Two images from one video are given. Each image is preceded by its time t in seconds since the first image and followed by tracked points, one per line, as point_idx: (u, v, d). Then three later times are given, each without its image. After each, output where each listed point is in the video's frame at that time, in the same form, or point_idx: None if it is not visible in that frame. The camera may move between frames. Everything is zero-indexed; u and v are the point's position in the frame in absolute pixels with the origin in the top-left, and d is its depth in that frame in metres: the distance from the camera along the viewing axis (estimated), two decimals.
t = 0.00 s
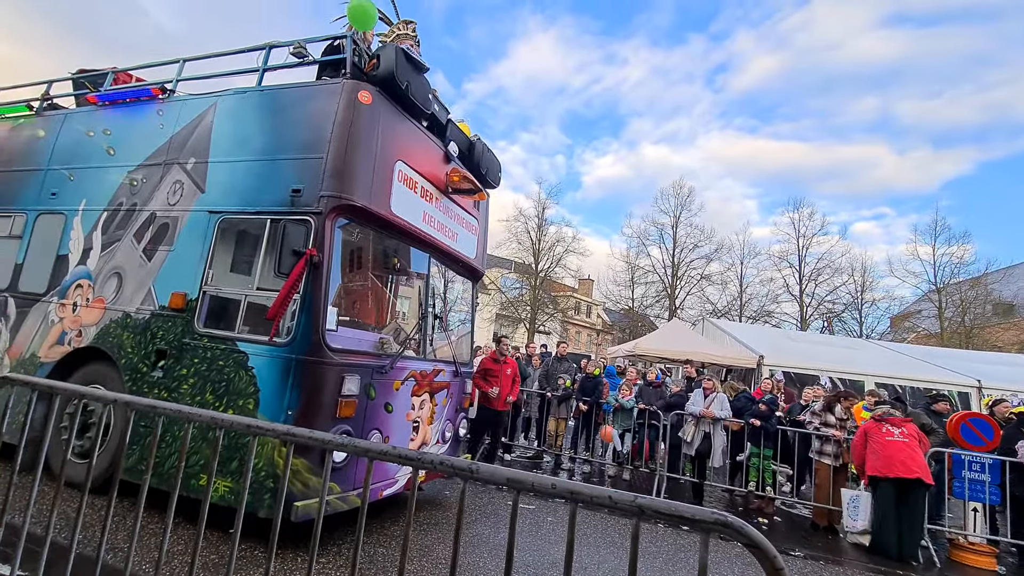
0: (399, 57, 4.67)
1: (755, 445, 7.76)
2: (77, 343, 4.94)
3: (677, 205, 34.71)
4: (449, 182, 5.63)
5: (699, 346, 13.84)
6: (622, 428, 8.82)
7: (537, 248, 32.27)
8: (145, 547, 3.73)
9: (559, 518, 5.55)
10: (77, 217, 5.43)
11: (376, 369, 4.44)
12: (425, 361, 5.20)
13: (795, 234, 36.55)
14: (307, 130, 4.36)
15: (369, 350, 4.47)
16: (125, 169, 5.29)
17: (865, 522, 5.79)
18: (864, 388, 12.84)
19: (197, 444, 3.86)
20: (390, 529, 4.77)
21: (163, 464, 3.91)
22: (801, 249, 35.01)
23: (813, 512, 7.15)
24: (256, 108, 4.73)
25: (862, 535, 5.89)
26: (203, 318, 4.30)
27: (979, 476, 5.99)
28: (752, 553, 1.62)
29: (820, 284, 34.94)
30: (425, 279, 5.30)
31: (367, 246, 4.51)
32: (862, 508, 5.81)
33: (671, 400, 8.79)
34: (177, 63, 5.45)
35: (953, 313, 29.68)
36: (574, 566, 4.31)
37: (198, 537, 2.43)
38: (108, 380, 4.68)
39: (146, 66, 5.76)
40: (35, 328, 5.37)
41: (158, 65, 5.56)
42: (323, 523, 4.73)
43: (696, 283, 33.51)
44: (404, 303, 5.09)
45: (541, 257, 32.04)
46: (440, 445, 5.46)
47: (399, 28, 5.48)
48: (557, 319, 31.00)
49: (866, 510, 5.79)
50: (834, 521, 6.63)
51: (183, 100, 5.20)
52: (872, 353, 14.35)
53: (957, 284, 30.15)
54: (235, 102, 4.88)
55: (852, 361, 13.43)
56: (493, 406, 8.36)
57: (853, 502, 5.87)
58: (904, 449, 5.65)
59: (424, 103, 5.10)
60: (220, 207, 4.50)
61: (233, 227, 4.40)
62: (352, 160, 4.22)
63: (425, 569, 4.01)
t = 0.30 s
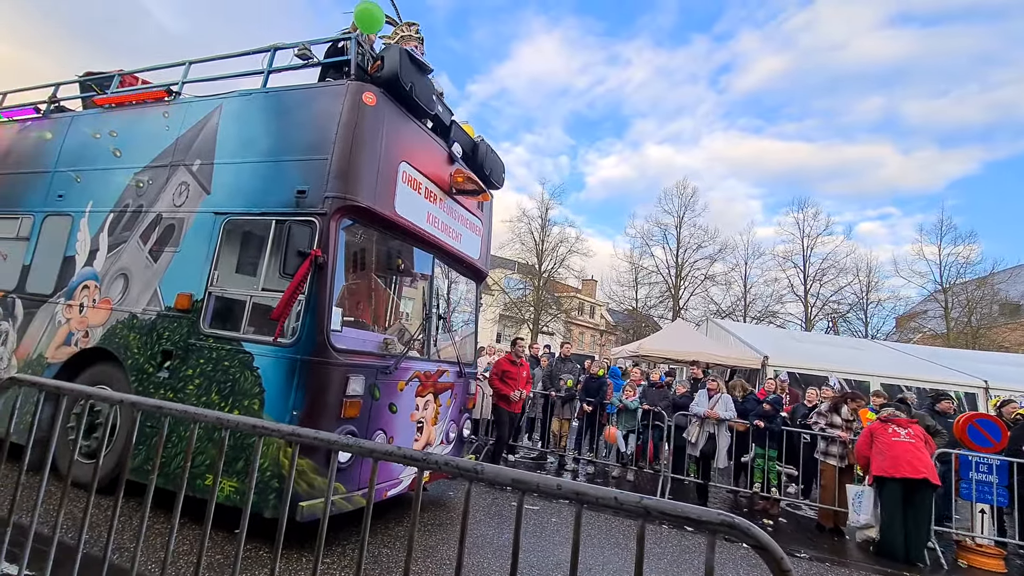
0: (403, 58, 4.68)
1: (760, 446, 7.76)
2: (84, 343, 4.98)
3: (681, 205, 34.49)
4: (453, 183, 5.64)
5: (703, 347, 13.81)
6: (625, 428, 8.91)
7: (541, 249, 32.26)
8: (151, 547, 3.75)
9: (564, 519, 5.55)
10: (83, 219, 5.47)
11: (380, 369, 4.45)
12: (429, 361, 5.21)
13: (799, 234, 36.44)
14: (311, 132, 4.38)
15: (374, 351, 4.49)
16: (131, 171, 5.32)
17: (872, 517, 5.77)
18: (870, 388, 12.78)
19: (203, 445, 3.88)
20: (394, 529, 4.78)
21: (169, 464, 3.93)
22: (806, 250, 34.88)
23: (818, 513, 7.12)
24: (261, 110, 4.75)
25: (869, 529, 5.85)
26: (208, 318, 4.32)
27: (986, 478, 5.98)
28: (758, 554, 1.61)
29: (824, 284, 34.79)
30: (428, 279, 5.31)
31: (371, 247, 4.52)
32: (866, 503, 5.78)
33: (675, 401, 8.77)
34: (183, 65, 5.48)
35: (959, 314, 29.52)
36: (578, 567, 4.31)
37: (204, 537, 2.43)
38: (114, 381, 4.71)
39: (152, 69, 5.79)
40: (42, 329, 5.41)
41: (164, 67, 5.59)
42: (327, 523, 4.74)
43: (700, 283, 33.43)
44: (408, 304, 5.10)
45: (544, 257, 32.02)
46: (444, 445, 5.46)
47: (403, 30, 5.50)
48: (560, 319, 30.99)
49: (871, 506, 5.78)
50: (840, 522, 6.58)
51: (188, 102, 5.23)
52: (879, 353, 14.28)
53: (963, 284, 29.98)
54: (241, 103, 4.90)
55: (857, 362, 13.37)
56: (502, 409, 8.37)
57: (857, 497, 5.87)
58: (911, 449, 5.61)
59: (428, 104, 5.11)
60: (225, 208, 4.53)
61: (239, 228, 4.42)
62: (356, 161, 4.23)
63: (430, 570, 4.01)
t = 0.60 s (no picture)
0: (407, 58, 4.68)
1: (761, 449, 7.72)
2: (89, 342, 4.99)
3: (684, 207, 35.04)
4: (457, 183, 5.64)
5: (707, 348, 13.78)
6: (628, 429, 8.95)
7: (544, 249, 32.24)
8: (156, 544, 3.77)
9: (567, 520, 5.54)
10: (89, 218, 5.49)
11: (384, 369, 4.45)
12: (432, 361, 5.21)
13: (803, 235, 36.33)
14: (316, 131, 4.39)
15: (377, 350, 4.49)
16: (136, 170, 5.34)
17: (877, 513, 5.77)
18: (874, 391, 12.72)
19: (207, 443, 3.89)
20: (398, 529, 4.78)
21: (174, 462, 3.94)
22: (810, 251, 34.77)
23: (822, 515, 7.09)
24: (265, 109, 4.76)
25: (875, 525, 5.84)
26: (212, 317, 4.32)
27: (991, 481, 5.92)
28: (767, 556, 1.61)
29: (829, 285, 34.66)
30: (431, 279, 5.31)
31: (374, 247, 4.52)
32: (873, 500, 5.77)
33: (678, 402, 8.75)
34: (188, 64, 5.49)
35: (965, 316, 29.38)
36: (582, 568, 4.30)
37: (210, 535, 2.41)
38: (120, 379, 4.73)
39: (157, 68, 5.81)
40: (48, 327, 5.43)
41: (169, 66, 5.60)
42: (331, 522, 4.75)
43: (703, 284, 33.34)
44: (411, 303, 5.10)
45: (548, 257, 32.00)
46: (447, 445, 5.46)
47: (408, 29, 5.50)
48: (563, 319, 30.95)
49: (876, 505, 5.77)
50: (844, 524, 6.52)
51: (193, 101, 5.24)
52: (883, 355, 14.22)
53: (969, 286, 29.83)
54: (245, 103, 4.91)
55: (862, 364, 13.30)
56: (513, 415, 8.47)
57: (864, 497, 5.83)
58: (917, 451, 5.59)
59: (432, 104, 5.11)
60: (230, 208, 4.54)
61: (243, 227, 4.43)
62: (361, 161, 4.23)
63: (434, 569, 4.01)
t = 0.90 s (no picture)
0: (411, 57, 4.69)
1: (765, 449, 7.76)
2: (94, 339, 5.01)
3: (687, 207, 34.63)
4: (460, 182, 5.65)
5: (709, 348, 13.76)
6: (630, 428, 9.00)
7: (546, 248, 32.23)
8: (160, 541, 3.79)
9: (569, 518, 5.56)
10: (94, 216, 5.51)
11: (386, 367, 4.46)
12: (434, 360, 5.22)
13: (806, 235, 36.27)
14: (320, 130, 4.40)
15: (379, 349, 4.50)
16: (141, 168, 5.36)
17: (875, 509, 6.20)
18: (876, 391, 12.70)
19: (212, 441, 3.91)
20: (400, 527, 4.80)
21: (178, 459, 3.96)
22: (813, 251, 34.70)
23: (824, 515, 7.08)
24: (270, 108, 4.77)
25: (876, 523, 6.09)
26: (216, 315, 4.34)
27: (995, 482, 5.92)
28: (771, 555, 1.61)
29: (831, 286, 34.58)
30: (434, 278, 5.32)
31: (377, 246, 4.52)
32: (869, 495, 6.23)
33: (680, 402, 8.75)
34: (192, 63, 5.51)
35: (968, 317, 29.31)
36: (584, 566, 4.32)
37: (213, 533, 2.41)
38: (124, 377, 4.75)
39: (162, 67, 5.83)
40: (52, 324, 5.45)
41: (174, 65, 5.62)
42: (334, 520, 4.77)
43: (705, 284, 33.29)
44: (414, 302, 5.11)
45: (550, 257, 31.98)
46: (449, 444, 5.48)
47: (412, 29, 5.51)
48: (564, 319, 30.95)
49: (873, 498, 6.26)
50: (846, 525, 6.52)
51: (198, 100, 5.26)
52: (886, 356, 14.18)
53: (972, 287, 29.75)
54: (250, 102, 4.92)
55: (864, 364, 13.28)
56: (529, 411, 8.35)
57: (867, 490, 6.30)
58: (924, 452, 5.59)
59: (436, 103, 5.11)
60: (234, 206, 4.55)
61: (247, 226, 4.44)
62: (364, 160, 4.24)
63: (436, 568, 4.02)
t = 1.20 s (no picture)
0: (412, 54, 4.68)
1: (765, 449, 7.61)
2: (94, 336, 5.01)
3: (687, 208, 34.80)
4: (460, 181, 5.64)
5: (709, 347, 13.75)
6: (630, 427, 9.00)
7: (546, 247, 32.21)
8: (160, 538, 3.80)
9: (568, 518, 5.56)
10: (94, 213, 5.50)
11: (386, 366, 4.45)
12: (434, 358, 5.22)
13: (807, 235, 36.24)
14: (320, 128, 4.39)
15: (379, 347, 4.50)
16: (141, 166, 5.35)
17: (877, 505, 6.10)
18: (877, 391, 12.69)
19: (212, 438, 3.91)
20: (400, 525, 4.80)
21: (178, 457, 3.96)
22: (813, 251, 34.66)
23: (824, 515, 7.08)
24: (271, 106, 4.76)
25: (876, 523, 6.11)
26: (216, 313, 4.34)
27: (995, 483, 5.91)
28: (772, 555, 1.60)
29: (832, 285, 34.53)
30: (434, 277, 5.31)
31: (377, 244, 4.52)
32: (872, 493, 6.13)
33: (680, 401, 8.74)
34: (193, 60, 5.50)
35: (968, 317, 29.29)
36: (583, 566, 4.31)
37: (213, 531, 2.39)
38: (124, 374, 4.75)
39: (163, 64, 5.82)
40: (53, 321, 5.45)
41: (175, 62, 5.61)
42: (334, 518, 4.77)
43: (705, 283, 33.27)
44: (413, 301, 5.10)
45: (550, 256, 31.95)
46: (449, 442, 5.47)
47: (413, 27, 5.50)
48: (564, 318, 30.94)
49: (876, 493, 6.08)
50: (846, 525, 6.52)
51: (199, 97, 5.25)
52: (886, 356, 14.16)
53: (973, 287, 29.71)
54: (250, 99, 4.91)
55: (865, 364, 13.26)
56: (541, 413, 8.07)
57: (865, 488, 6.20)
58: (931, 455, 5.59)
59: (437, 101, 5.10)
60: (234, 204, 4.55)
61: (247, 224, 4.44)
62: (365, 158, 4.23)
63: (436, 566, 4.01)
